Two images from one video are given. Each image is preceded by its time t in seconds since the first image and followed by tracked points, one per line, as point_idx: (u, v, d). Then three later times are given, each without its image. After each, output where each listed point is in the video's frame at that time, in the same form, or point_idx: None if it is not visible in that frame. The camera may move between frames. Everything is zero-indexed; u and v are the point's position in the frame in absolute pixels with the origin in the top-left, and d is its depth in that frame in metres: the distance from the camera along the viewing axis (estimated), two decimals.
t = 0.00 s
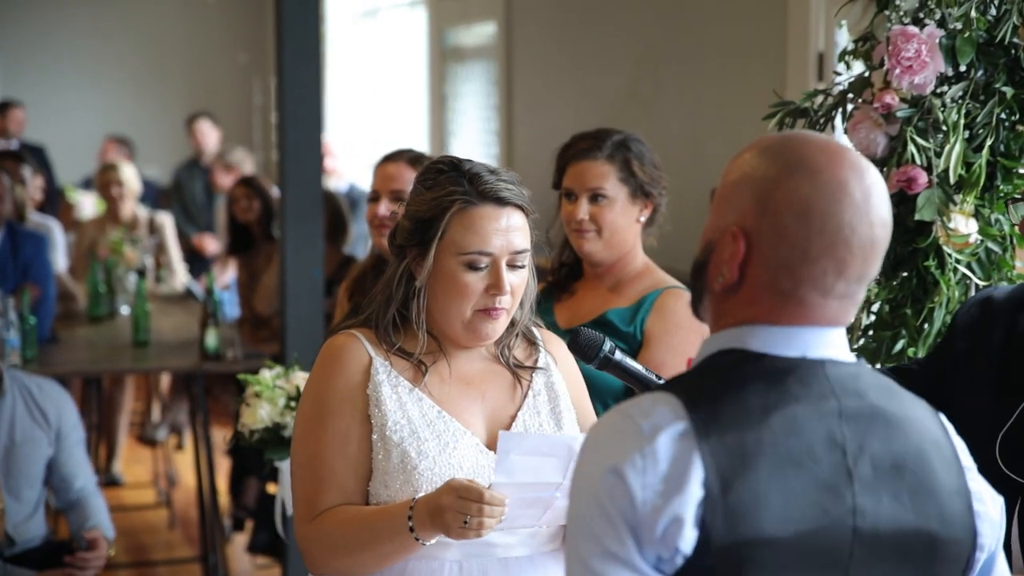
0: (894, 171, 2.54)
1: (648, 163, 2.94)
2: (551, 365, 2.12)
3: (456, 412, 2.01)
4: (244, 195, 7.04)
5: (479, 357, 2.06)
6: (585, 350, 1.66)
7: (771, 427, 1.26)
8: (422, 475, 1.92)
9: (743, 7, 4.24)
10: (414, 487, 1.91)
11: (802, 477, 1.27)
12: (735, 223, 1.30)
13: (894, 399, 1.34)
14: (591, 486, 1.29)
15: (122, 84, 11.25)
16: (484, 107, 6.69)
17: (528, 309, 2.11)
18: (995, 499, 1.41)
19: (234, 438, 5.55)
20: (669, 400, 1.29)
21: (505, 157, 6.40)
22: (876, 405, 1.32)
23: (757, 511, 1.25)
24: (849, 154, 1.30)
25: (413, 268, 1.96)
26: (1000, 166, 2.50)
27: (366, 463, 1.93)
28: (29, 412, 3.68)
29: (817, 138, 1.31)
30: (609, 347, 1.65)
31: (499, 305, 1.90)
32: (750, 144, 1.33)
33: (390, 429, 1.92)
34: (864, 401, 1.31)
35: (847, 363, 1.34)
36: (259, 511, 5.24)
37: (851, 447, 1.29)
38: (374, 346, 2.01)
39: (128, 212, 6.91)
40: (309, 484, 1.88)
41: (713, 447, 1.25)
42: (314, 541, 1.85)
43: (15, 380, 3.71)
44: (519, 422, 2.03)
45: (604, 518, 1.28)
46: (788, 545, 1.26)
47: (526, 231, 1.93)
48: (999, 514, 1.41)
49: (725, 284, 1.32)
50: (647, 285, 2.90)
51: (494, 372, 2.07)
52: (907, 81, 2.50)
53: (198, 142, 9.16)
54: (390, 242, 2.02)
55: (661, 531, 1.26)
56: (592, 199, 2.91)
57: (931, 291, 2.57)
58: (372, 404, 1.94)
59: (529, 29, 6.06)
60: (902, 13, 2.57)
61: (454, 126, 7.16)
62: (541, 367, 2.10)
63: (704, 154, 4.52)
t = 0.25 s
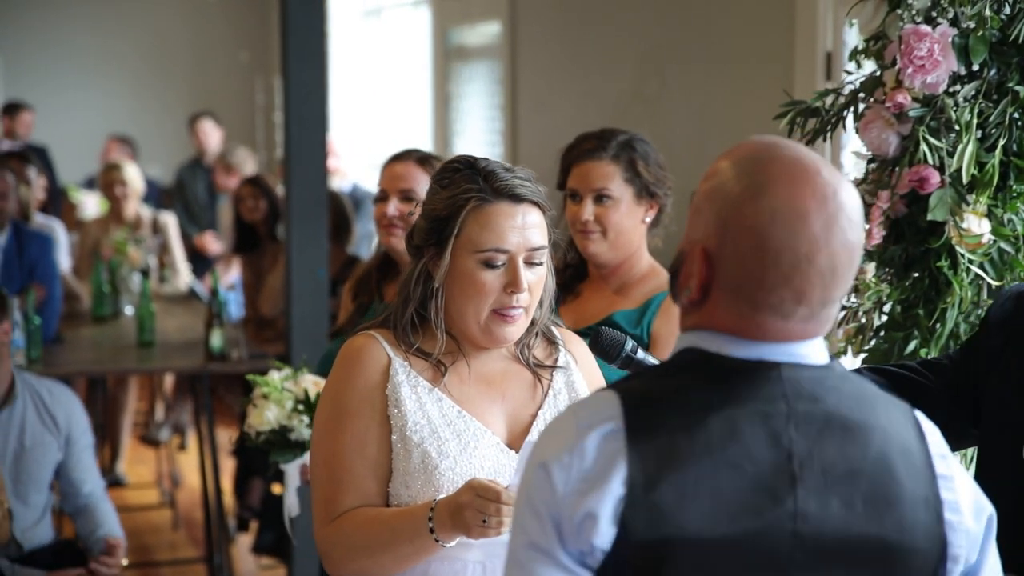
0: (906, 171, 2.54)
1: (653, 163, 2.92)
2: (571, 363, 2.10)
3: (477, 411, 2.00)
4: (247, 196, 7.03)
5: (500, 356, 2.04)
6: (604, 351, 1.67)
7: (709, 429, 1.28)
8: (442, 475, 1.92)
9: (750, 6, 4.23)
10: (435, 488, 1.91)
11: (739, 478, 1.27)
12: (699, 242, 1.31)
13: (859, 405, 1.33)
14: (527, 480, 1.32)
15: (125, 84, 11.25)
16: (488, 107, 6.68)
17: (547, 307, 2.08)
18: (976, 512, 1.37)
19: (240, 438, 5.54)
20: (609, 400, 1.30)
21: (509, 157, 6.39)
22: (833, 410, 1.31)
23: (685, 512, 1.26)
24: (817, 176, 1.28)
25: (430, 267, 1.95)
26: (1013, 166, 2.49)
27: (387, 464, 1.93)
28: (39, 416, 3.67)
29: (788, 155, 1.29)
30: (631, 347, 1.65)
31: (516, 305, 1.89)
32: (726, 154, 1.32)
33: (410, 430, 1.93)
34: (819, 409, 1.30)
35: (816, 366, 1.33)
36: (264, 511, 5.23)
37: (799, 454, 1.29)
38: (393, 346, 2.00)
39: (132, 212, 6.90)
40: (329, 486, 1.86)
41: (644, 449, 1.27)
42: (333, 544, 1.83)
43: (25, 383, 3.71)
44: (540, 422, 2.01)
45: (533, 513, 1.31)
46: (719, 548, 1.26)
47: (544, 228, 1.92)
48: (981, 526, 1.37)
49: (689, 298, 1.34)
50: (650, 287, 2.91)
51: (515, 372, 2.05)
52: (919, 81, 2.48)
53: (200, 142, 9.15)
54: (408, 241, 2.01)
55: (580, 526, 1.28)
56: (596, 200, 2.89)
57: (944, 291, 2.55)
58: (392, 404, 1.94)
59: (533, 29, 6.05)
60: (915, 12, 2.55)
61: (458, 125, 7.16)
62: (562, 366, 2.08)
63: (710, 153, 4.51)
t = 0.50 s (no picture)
0: (916, 171, 2.55)
1: (658, 164, 2.92)
2: (591, 362, 2.12)
3: (493, 410, 2.03)
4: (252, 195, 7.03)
5: (520, 355, 2.06)
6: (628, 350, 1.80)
7: (652, 431, 1.29)
8: (459, 473, 1.95)
9: (756, 6, 4.23)
10: (452, 486, 1.94)
11: (677, 478, 1.29)
12: (640, 250, 1.34)
13: (806, 407, 1.32)
14: (479, 484, 1.36)
15: (128, 83, 11.25)
16: (493, 106, 6.69)
17: (567, 305, 2.09)
18: (931, 511, 1.36)
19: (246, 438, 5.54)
20: (559, 403, 1.34)
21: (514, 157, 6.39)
22: (779, 412, 1.31)
23: (623, 508, 1.28)
24: (745, 195, 1.29)
25: (446, 267, 1.95)
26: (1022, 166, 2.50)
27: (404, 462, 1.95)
28: (56, 420, 3.79)
29: (722, 171, 1.30)
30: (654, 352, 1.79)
31: (530, 306, 1.90)
32: (671, 164, 1.33)
33: (428, 429, 1.94)
34: (766, 407, 1.31)
35: (769, 367, 1.34)
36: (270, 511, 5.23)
37: (742, 453, 1.29)
38: (411, 345, 2.01)
39: (136, 211, 6.89)
40: (345, 485, 1.87)
41: (585, 450, 1.29)
42: (351, 543, 1.83)
43: (45, 386, 3.83)
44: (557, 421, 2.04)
45: (480, 513, 1.35)
46: (659, 542, 1.28)
47: (560, 229, 1.92)
48: (937, 524, 1.36)
49: (635, 303, 1.38)
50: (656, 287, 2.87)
51: (535, 370, 2.05)
52: (929, 82, 2.48)
53: (204, 141, 9.15)
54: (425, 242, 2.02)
55: (524, 524, 1.31)
56: (600, 201, 2.89)
57: (954, 292, 2.55)
58: (409, 403, 1.96)
59: (538, 29, 6.05)
60: (925, 12, 2.55)
61: (463, 125, 7.16)
62: (581, 364, 2.10)
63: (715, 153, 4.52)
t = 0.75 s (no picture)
0: (921, 168, 2.56)
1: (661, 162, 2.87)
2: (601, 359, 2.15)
3: (502, 405, 2.07)
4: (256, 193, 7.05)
5: (530, 351, 2.08)
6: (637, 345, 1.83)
7: (624, 430, 1.29)
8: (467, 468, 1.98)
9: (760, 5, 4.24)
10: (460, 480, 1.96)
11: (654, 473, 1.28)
12: (605, 250, 1.35)
13: (777, 393, 1.32)
14: (464, 495, 1.37)
15: (132, 80, 11.27)
16: (497, 104, 6.71)
17: (577, 303, 2.10)
18: (906, 488, 1.35)
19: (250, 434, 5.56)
20: (534, 410, 1.34)
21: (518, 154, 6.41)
22: (749, 400, 1.31)
23: (598, 506, 1.28)
24: (702, 191, 1.29)
25: (457, 264, 1.97)
26: None
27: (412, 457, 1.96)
28: (66, 419, 3.82)
29: (679, 169, 1.30)
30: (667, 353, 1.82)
31: (540, 303, 1.91)
32: (632, 162, 1.34)
33: (437, 423, 1.96)
34: (737, 397, 1.31)
35: (737, 358, 1.34)
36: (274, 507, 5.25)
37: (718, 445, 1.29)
38: (422, 341, 2.04)
39: (140, 208, 6.90)
40: (355, 479, 1.87)
41: (563, 453, 1.30)
42: (362, 538, 1.83)
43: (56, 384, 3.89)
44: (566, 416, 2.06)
45: (465, 521, 1.35)
46: (640, 537, 1.28)
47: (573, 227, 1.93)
48: (913, 501, 1.35)
49: (601, 300, 1.39)
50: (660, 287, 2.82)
51: (545, 367, 2.09)
52: (934, 80, 2.50)
53: (207, 138, 9.17)
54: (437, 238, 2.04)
55: (507, 531, 1.31)
56: (602, 198, 2.83)
57: (957, 289, 2.57)
58: (418, 398, 1.97)
59: (542, 27, 6.07)
60: (930, 11, 2.56)
61: (467, 123, 7.18)
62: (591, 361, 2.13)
63: (718, 151, 4.53)
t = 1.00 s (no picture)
0: (927, 167, 2.57)
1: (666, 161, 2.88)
2: (610, 359, 2.17)
3: (514, 401, 2.08)
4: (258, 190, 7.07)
5: (541, 349, 2.10)
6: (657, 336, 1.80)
7: (671, 428, 1.33)
8: (478, 463, 1.99)
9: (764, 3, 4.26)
10: (471, 475, 1.98)
11: (701, 468, 1.32)
12: (629, 248, 1.39)
13: (804, 384, 1.38)
14: (504, 503, 1.39)
15: (134, 77, 11.29)
16: (500, 102, 6.72)
17: (588, 302, 2.12)
18: (923, 468, 1.43)
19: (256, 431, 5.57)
20: (572, 414, 1.37)
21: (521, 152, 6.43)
22: (781, 391, 1.37)
23: (651, 506, 1.31)
24: (731, 196, 1.33)
25: (473, 261, 1.98)
26: None
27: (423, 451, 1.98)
28: (74, 416, 3.86)
29: (709, 174, 1.34)
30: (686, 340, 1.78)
31: (556, 298, 1.92)
32: (658, 161, 1.38)
33: (449, 418, 1.97)
34: (770, 391, 1.36)
35: (760, 351, 1.39)
36: (278, 504, 5.27)
37: (758, 439, 1.34)
38: (436, 338, 2.05)
39: (144, 205, 6.92)
40: (367, 473, 1.90)
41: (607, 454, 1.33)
42: (373, 531, 1.87)
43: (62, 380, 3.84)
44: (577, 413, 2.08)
45: (510, 529, 1.38)
46: (691, 531, 1.32)
47: (586, 225, 1.95)
48: (930, 481, 1.43)
49: (623, 297, 1.43)
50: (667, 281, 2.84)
51: (555, 365, 2.11)
52: (940, 79, 2.51)
53: (210, 135, 9.18)
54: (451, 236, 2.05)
55: (561, 535, 1.34)
56: (609, 196, 2.83)
57: (963, 286, 2.58)
58: (430, 393, 1.99)
59: (545, 25, 6.08)
60: (936, 10, 2.58)
61: (470, 121, 7.20)
62: (601, 360, 2.15)
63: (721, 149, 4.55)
